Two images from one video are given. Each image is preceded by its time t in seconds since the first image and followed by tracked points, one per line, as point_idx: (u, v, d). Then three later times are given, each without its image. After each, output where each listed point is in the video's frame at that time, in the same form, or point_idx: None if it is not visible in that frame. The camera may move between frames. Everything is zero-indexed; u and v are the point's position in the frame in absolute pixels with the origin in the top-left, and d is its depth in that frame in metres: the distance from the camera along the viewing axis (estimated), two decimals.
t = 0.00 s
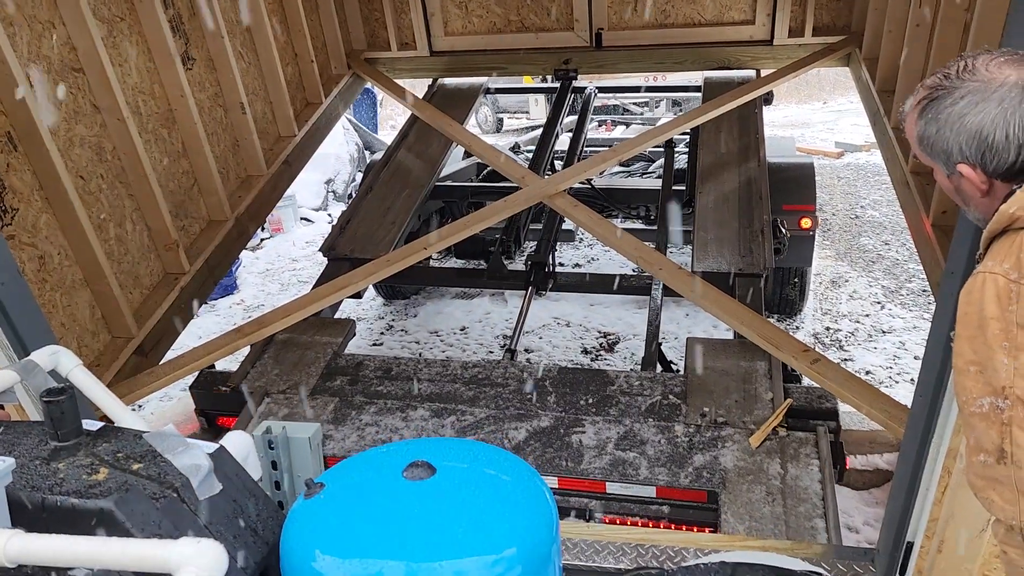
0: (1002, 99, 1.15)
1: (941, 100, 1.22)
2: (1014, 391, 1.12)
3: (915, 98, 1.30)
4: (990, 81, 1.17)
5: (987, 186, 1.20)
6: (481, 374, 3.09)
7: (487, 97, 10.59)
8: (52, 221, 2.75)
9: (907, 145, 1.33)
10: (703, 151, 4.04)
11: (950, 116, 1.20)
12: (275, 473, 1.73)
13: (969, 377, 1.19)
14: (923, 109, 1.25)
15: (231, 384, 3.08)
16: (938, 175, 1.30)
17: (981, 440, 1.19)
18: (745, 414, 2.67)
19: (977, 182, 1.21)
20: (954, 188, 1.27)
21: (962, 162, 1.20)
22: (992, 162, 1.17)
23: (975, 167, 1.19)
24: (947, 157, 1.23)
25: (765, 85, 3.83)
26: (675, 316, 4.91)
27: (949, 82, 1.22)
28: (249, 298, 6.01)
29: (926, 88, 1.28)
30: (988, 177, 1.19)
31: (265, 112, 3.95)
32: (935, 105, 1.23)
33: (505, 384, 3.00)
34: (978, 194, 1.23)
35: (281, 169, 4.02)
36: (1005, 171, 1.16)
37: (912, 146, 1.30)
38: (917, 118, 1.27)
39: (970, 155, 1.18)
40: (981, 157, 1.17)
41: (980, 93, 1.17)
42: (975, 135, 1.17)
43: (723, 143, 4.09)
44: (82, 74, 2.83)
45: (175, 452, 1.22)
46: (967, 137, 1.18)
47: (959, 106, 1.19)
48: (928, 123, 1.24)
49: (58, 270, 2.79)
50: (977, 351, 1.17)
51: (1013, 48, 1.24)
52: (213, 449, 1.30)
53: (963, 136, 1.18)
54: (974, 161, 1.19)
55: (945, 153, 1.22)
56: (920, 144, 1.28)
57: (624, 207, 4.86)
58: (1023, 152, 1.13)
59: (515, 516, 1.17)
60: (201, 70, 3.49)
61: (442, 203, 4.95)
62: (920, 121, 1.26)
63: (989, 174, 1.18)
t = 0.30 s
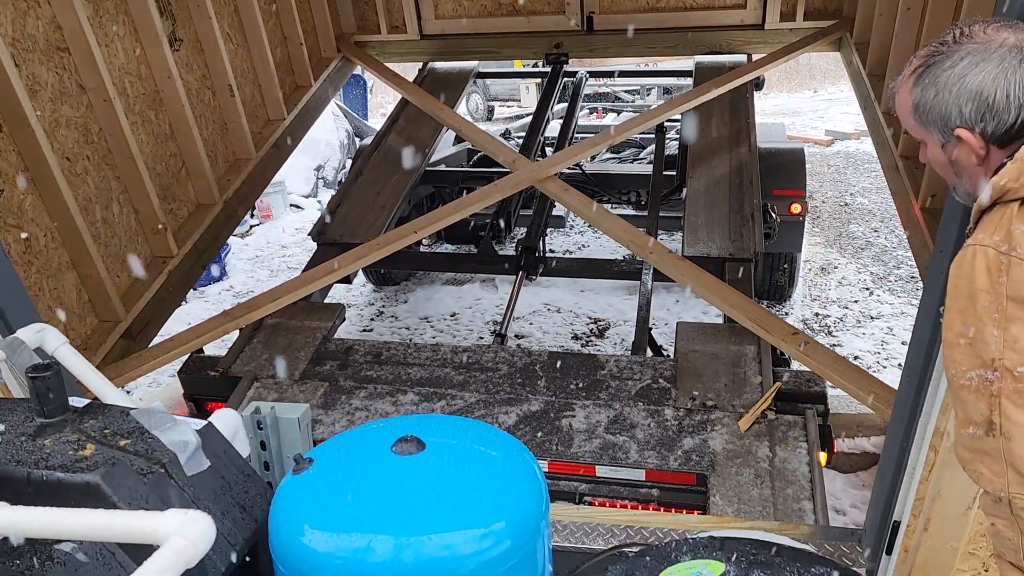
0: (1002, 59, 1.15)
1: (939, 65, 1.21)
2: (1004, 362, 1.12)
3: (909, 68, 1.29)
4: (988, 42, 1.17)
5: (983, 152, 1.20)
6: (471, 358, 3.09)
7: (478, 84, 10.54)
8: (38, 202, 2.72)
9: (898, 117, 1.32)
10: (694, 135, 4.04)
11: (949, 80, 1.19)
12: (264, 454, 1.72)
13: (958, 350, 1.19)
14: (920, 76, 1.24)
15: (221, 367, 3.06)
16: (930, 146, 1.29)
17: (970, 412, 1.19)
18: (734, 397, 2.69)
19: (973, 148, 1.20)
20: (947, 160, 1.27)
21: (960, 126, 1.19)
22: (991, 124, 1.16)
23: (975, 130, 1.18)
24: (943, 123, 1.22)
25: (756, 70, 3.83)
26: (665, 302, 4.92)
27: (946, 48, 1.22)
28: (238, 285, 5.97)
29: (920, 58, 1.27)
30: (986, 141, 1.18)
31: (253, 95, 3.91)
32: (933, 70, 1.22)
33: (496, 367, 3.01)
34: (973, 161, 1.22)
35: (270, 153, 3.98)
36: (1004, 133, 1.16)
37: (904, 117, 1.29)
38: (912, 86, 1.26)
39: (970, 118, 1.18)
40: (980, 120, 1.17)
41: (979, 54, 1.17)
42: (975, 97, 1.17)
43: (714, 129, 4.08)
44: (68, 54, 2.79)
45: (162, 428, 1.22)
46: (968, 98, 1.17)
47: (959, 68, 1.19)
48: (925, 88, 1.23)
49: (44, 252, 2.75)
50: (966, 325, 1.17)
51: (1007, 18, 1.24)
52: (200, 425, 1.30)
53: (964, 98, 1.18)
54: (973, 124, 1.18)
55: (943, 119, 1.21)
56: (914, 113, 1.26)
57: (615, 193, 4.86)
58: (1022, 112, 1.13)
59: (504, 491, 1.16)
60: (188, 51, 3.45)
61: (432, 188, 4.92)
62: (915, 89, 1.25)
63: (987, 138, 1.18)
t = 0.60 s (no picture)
0: (990, 43, 1.15)
1: (927, 48, 1.21)
2: (988, 346, 1.13)
3: (897, 52, 1.29)
4: (976, 26, 1.17)
5: (970, 136, 1.20)
6: (462, 342, 3.09)
7: (468, 70, 10.49)
8: (24, 188, 2.69)
9: (884, 102, 1.31)
10: (684, 121, 4.03)
11: (938, 63, 1.19)
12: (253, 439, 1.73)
13: (944, 335, 1.19)
14: (907, 60, 1.24)
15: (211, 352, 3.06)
16: (915, 131, 1.28)
17: (955, 396, 1.20)
18: (723, 380, 2.71)
19: (960, 133, 1.20)
20: (933, 144, 1.27)
21: (947, 110, 1.19)
22: (978, 108, 1.16)
23: (963, 115, 1.18)
24: (930, 107, 1.21)
25: (746, 56, 3.82)
26: (655, 288, 4.94)
27: (934, 32, 1.22)
28: (227, 271, 5.94)
29: (908, 41, 1.27)
30: (972, 125, 1.18)
31: (241, 80, 3.86)
32: (921, 54, 1.22)
33: (486, 351, 3.01)
34: (960, 146, 1.22)
35: (259, 139, 3.95)
36: (991, 117, 1.16)
37: (890, 102, 1.29)
38: (899, 70, 1.25)
39: (958, 102, 1.18)
40: (968, 103, 1.17)
41: (968, 37, 1.17)
42: (963, 80, 1.16)
43: (704, 115, 4.08)
44: (53, 39, 2.75)
45: (150, 413, 1.24)
46: (957, 82, 1.17)
47: (947, 51, 1.18)
48: (912, 72, 1.22)
49: (30, 238, 2.73)
50: (952, 310, 1.17)
51: (995, 4, 1.24)
52: (189, 411, 1.31)
53: (952, 82, 1.17)
54: (961, 107, 1.18)
55: (930, 102, 1.21)
56: (901, 97, 1.25)
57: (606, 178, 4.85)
58: (1009, 95, 1.14)
59: (492, 474, 1.17)
60: (175, 35, 3.40)
61: (422, 174, 4.90)
62: (903, 73, 1.24)
63: (974, 123, 1.18)
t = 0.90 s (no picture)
0: (983, 26, 1.15)
1: (919, 31, 1.21)
2: (981, 331, 1.13)
3: (890, 36, 1.29)
4: (970, 9, 1.17)
5: (962, 121, 1.19)
6: (457, 321, 3.08)
7: (459, 58, 10.43)
8: (9, 174, 2.65)
9: (876, 86, 1.31)
10: (676, 108, 4.02)
11: (931, 46, 1.18)
12: (243, 427, 1.73)
13: (936, 320, 1.19)
14: (901, 43, 1.23)
15: (205, 331, 3.05)
16: (908, 116, 1.28)
17: (947, 381, 1.20)
18: (715, 358, 2.72)
19: (952, 117, 1.20)
20: (925, 128, 1.26)
21: (940, 94, 1.19)
22: (972, 92, 1.16)
23: (956, 99, 1.17)
24: (923, 91, 1.21)
25: (738, 43, 3.80)
26: (647, 277, 4.94)
27: (928, 15, 1.21)
28: (217, 260, 5.90)
29: (901, 24, 1.26)
30: (965, 110, 1.18)
31: (229, 66, 3.81)
32: (914, 37, 1.21)
33: (479, 331, 3.00)
34: (952, 130, 1.22)
35: (248, 126, 3.91)
36: (984, 101, 1.15)
37: (882, 86, 1.28)
38: (893, 53, 1.25)
39: (950, 86, 1.17)
40: (961, 87, 1.16)
41: (961, 21, 1.17)
42: (956, 64, 1.16)
43: (696, 101, 4.07)
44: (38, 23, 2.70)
45: (138, 401, 1.23)
46: (950, 65, 1.16)
47: (940, 35, 1.18)
48: (905, 56, 1.22)
49: (16, 226, 2.70)
50: (945, 295, 1.17)
51: None
52: (177, 398, 1.31)
53: (945, 66, 1.17)
54: (954, 91, 1.17)
55: (922, 86, 1.20)
56: (893, 81, 1.25)
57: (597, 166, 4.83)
58: (1002, 79, 1.13)
59: (483, 461, 1.16)
60: (162, 20, 3.35)
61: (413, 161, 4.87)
62: (896, 56, 1.24)
63: (967, 107, 1.17)
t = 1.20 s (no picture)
0: (983, 16, 1.13)
1: (918, 21, 1.19)
2: (979, 324, 1.12)
3: (888, 25, 1.27)
4: None
5: (959, 111, 1.18)
6: (449, 309, 3.06)
7: (449, 47, 10.36)
8: None
9: (872, 74, 1.29)
10: (668, 98, 4.01)
11: (930, 35, 1.17)
12: (232, 421, 1.72)
13: (933, 313, 1.19)
14: (899, 31, 1.22)
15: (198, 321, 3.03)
16: (904, 105, 1.27)
17: (944, 374, 1.19)
18: (707, 344, 2.72)
19: (948, 107, 1.19)
20: (920, 118, 1.25)
21: (937, 85, 1.17)
22: (969, 82, 1.15)
23: (952, 89, 1.16)
24: (919, 81, 1.19)
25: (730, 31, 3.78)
26: (639, 267, 4.93)
27: (926, 4, 1.20)
28: (206, 251, 5.85)
29: (900, 11, 1.25)
30: (962, 100, 1.17)
31: (217, 55, 3.75)
32: (912, 26, 1.20)
33: (473, 318, 2.98)
34: (948, 121, 1.21)
35: (236, 115, 3.86)
36: (982, 92, 1.14)
37: (878, 74, 1.27)
38: (890, 42, 1.24)
39: (948, 76, 1.16)
40: (958, 78, 1.15)
41: (961, 10, 1.15)
42: (955, 54, 1.15)
43: (688, 91, 4.05)
44: (21, 11, 2.64)
45: (124, 396, 1.21)
46: (948, 55, 1.15)
47: (939, 24, 1.17)
48: (904, 44, 1.20)
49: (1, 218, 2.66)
50: (942, 288, 1.17)
51: None
52: (164, 393, 1.29)
53: (944, 55, 1.15)
54: (951, 82, 1.16)
55: (919, 76, 1.19)
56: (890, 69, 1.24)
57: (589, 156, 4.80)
58: (1001, 71, 1.12)
59: (475, 457, 1.15)
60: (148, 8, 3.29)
61: (403, 151, 4.83)
62: (894, 44, 1.22)
63: (964, 98, 1.16)
